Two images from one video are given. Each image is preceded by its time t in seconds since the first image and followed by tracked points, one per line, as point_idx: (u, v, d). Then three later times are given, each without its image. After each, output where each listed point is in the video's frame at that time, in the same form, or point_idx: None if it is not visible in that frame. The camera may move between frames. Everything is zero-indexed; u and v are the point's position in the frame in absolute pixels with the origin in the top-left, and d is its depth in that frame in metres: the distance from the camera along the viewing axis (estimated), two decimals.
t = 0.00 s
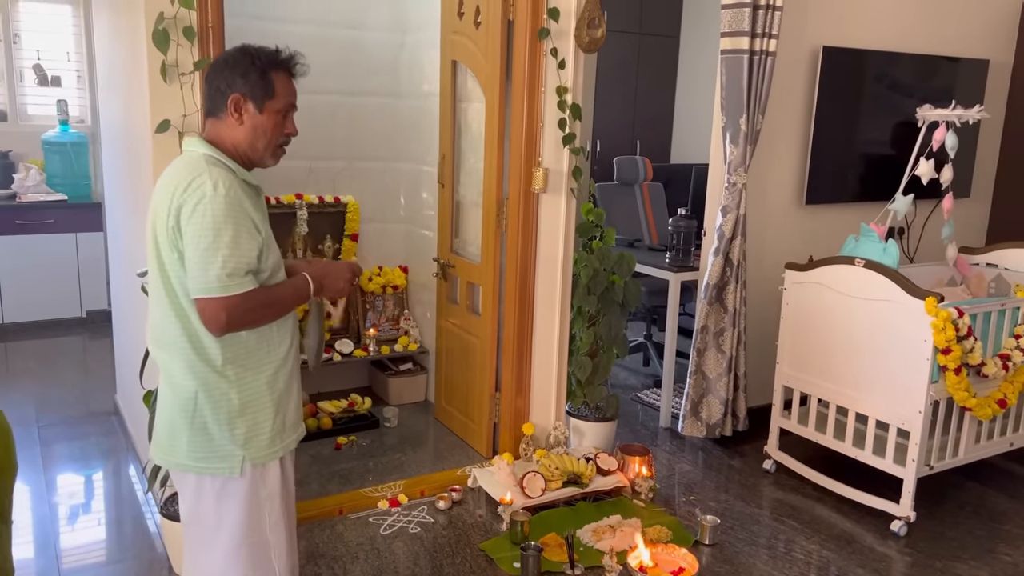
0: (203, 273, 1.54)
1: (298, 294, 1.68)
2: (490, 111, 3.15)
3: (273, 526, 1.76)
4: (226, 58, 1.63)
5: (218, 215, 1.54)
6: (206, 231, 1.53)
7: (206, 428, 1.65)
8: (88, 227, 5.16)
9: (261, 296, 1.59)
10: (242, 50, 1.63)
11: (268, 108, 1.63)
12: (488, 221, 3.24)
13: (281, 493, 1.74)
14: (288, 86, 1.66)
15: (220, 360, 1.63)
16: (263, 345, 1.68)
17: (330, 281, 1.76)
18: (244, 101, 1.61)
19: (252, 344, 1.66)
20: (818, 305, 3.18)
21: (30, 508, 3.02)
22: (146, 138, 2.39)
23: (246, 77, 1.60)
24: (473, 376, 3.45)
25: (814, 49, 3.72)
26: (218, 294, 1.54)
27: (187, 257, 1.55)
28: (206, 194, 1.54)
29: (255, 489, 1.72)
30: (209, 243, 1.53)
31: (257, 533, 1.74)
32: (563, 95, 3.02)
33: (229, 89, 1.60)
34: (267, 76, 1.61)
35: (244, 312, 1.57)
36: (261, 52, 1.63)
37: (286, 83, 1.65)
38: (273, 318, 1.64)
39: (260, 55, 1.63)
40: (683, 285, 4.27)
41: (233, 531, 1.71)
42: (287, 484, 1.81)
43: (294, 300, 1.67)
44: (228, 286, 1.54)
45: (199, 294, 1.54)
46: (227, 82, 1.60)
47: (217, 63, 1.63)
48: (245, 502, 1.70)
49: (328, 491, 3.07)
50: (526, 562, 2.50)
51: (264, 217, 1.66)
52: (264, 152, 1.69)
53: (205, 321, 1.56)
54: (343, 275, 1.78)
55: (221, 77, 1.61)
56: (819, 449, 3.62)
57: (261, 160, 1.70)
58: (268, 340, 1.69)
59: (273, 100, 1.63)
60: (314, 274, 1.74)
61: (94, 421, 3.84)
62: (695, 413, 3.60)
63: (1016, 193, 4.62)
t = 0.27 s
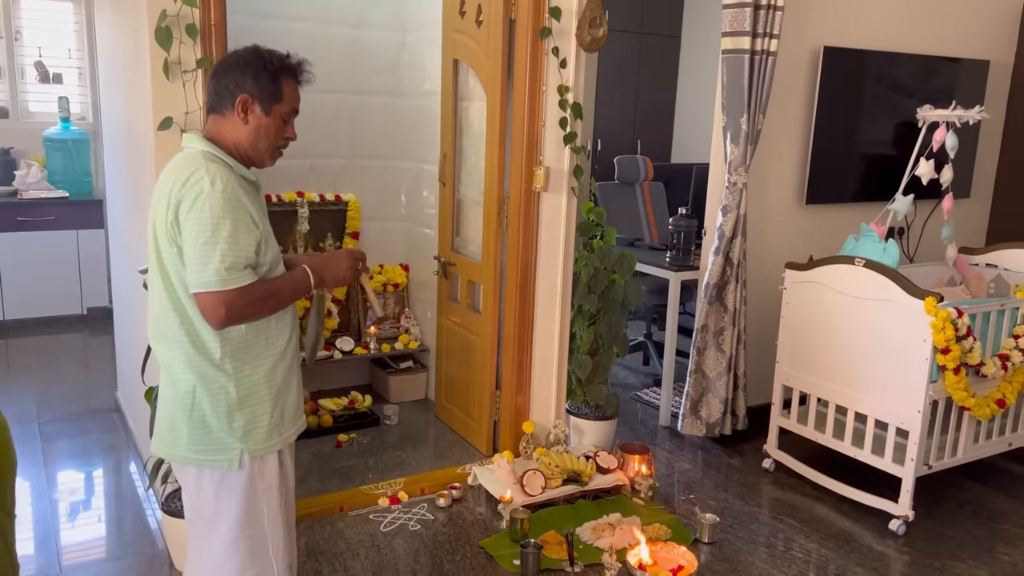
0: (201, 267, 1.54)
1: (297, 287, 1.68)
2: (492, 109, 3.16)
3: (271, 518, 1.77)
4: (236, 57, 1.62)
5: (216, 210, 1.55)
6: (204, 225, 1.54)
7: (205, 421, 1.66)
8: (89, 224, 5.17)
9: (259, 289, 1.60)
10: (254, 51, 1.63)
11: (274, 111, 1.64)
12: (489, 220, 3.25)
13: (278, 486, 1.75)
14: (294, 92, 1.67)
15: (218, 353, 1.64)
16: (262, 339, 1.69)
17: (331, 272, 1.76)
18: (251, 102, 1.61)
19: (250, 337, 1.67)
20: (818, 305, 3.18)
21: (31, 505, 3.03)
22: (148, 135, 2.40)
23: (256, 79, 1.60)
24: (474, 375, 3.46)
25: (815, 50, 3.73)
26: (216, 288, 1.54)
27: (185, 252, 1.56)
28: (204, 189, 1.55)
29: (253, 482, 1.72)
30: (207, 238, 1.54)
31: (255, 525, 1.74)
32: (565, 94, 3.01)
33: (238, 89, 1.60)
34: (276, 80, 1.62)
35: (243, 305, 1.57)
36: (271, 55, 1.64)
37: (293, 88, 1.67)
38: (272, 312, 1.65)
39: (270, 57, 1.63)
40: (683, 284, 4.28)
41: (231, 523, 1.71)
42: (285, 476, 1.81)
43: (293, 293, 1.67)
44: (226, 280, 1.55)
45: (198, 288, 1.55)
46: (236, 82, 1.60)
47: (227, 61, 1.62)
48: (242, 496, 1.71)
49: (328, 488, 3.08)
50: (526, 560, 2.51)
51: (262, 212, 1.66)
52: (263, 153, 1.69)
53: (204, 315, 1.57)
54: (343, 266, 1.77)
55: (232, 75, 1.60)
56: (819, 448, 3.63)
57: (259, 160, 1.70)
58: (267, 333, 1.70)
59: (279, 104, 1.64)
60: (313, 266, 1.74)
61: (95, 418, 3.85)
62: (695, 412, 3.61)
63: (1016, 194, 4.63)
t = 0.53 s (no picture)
0: (201, 262, 1.55)
1: (296, 282, 1.69)
2: (491, 109, 3.18)
3: (270, 514, 1.77)
4: (244, 56, 1.63)
5: (217, 206, 1.56)
6: (204, 220, 1.55)
7: (205, 415, 1.67)
8: (87, 220, 5.17)
9: (258, 284, 1.61)
10: (263, 52, 1.64)
11: (280, 112, 1.66)
12: (488, 218, 3.26)
13: (278, 480, 1.76)
14: (299, 93, 1.68)
15: (218, 348, 1.65)
16: (261, 334, 1.70)
17: (329, 268, 1.78)
18: (259, 102, 1.62)
19: (250, 333, 1.68)
20: (816, 304, 3.20)
21: (28, 501, 3.03)
22: (149, 132, 2.40)
23: (266, 79, 1.61)
24: (472, 372, 3.47)
25: (813, 50, 3.74)
26: (216, 282, 1.55)
27: (185, 247, 1.57)
28: (204, 186, 1.56)
29: (252, 476, 1.73)
30: (208, 233, 1.55)
31: (254, 519, 1.75)
32: (564, 93, 3.03)
33: (247, 89, 1.61)
34: (284, 82, 1.64)
35: (242, 300, 1.58)
36: (279, 56, 1.65)
37: (298, 90, 1.68)
38: (270, 306, 1.66)
39: (279, 59, 1.64)
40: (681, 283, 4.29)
41: (230, 518, 1.73)
42: (284, 470, 1.82)
43: (291, 288, 1.68)
44: (226, 275, 1.56)
45: (198, 283, 1.56)
46: (245, 81, 1.61)
47: (235, 60, 1.63)
48: (241, 490, 1.72)
49: (327, 485, 3.09)
50: (523, 557, 2.52)
51: (261, 208, 1.67)
52: (265, 152, 1.70)
53: (203, 309, 1.58)
54: (341, 261, 1.79)
55: (241, 74, 1.61)
56: (815, 446, 3.64)
57: (261, 159, 1.71)
58: (266, 329, 1.70)
59: (286, 105, 1.65)
60: (309, 262, 1.75)
61: (94, 414, 3.86)
62: (692, 410, 3.62)
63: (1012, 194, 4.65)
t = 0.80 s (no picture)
0: (207, 258, 1.56)
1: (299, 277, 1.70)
2: (490, 111, 3.19)
3: (272, 509, 1.79)
4: (251, 55, 1.63)
5: (223, 201, 1.57)
6: (210, 216, 1.56)
7: (209, 409, 1.68)
8: (83, 216, 5.16)
9: (262, 280, 1.62)
10: (269, 50, 1.65)
11: (286, 110, 1.67)
12: (486, 215, 3.27)
13: (280, 476, 1.77)
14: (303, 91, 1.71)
15: (222, 343, 1.66)
16: (264, 329, 1.71)
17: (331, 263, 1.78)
18: (268, 100, 1.63)
19: (253, 328, 1.69)
20: (811, 302, 3.22)
21: (24, 498, 3.03)
22: (148, 129, 2.40)
23: (274, 78, 1.62)
24: (470, 369, 3.47)
25: (809, 50, 3.76)
26: (222, 277, 1.56)
27: (191, 242, 1.58)
28: (210, 182, 1.57)
29: (255, 472, 1.74)
30: (213, 229, 1.56)
31: (256, 514, 1.76)
32: (562, 92, 3.05)
33: (255, 86, 1.62)
34: (290, 80, 1.65)
35: (247, 295, 1.59)
36: (285, 55, 1.66)
37: (302, 88, 1.70)
38: (275, 302, 1.67)
39: (285, 58, 1.66)
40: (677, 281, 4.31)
41: (232, 513, 1.74)
42: (286, 467, 1.83)
43: (295, 283, 1.69)
44: (231, 270, 1.57)
45: (203, 278, 1.57)
46: (254, 79, 1.61)
47: (242, 58, 1.63)
48: (243, 486, 1.73)
49: (324, 481, 3.10)
50: (521, 553, 2.53)
51: (265, 204, 1.68)
52: (269, 149, 1.71)
53: (209, 304, 1.58)
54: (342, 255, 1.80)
55: (250, 73, 1.61)
56: (810, 444, 3.67)
57: (264, 156, 1.72)
58: (270, 324, 1.72)
59: (291, 103, 1.67)
60: (313, 259, 1.76)
61: (90, 411, 3.86)
62: (688, 408, 3.64)
63: (1006, 194, 4.68)
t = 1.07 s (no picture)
0: (218, 254, 1.58)
1: (307, 275, 1.72)
2: (488, 112, 3.21)
3: (278, 503, 1.80)
4: (260, 53, 1.65)
5: (234, 199, 1.58)
6: (222, 213, 1.57)
7: (217, 404, 1.70)
8: (80, 214, 5.16)
9: (271, 277, 1.63)
10: (277, 49, 1.67)
11: (294, 108, 1.69)
12: (485, 212, 3.28)
13: (286, 471, 1.79)
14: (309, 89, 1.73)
15: (231, 339, 1.68)
16: (272, 326, 1.73)
17: (338, 262, 1.80)
18: (278, 99, 1.65)
19: (261, 324, 1.71)
20: (808, 299, 3.25)
21: (21, 495, 3.03)
22: (150, 126, 2.42)
23: (284, 76, 1.64)
24: (468, 366, 3.49)
25: (805, 49, 3.79)
26: (233, 274, 1.58)
27: (202, 240, 1.59)
28: (221, 179, 1.58)
29: (262, 467, 1.76)
30: (224, 226, 1.57)
31: (262, 508, 1.78)
32: (560, 91, 3.07)
33: (266, 85, 1.63)
34: (298, 79, 1.68)
35: (257, 291, 1.61)
36: (292, 54, 1.68)
37: (309, 87, 1.73)
38: (281, 299, 1.69)
39: (293, 57, 1.68)
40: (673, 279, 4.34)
41: (239, 507, 1.75)
42: (292, 462, 1.85)
43: (303, 280, 1.71)
44: (243, 267, 1.59)
45: (213, 274, 1.59)
46: (264, 77, 1.63)
47: (251, 57, 1.64)
48: (251, 480, 1.75)
49: (324, 478, 3.12)
50: (520, 547, 2.55)
51: (274, 202, 1.70)
52: (276, 147, 1.73)
53: (220, 300, 1.60)
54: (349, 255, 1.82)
55: (260, 71, 1.63)
56: (806, 441, 3.70)
57: (271, 153, 1.73)
58: (277, 321, 1.73)
59: (300, 102, 1.69)
60: (321, 257, 1.78)
61: (89, 408, 3.86)
62: (684, 405, 3.67)
63: (999, 193, 4.72)
